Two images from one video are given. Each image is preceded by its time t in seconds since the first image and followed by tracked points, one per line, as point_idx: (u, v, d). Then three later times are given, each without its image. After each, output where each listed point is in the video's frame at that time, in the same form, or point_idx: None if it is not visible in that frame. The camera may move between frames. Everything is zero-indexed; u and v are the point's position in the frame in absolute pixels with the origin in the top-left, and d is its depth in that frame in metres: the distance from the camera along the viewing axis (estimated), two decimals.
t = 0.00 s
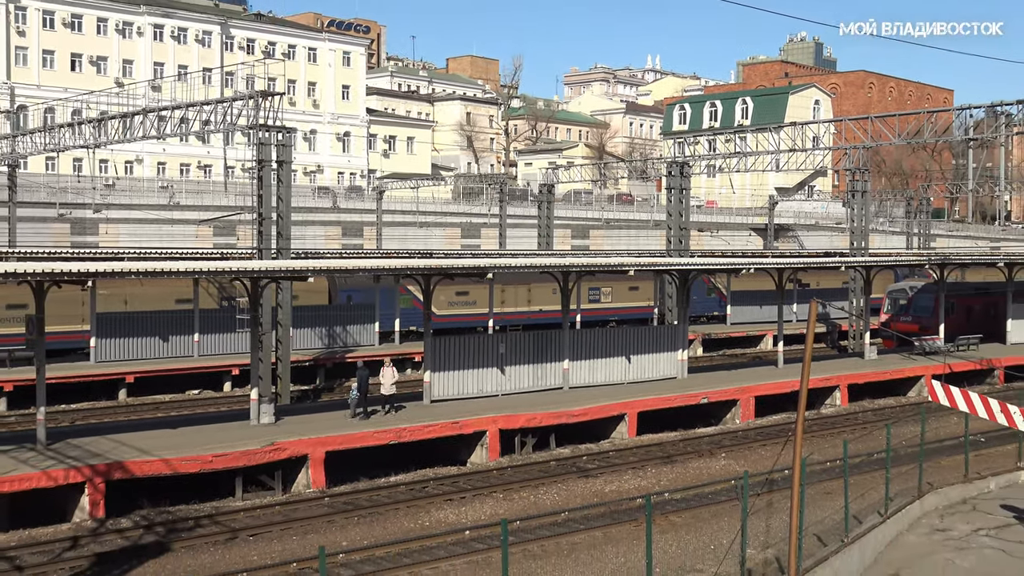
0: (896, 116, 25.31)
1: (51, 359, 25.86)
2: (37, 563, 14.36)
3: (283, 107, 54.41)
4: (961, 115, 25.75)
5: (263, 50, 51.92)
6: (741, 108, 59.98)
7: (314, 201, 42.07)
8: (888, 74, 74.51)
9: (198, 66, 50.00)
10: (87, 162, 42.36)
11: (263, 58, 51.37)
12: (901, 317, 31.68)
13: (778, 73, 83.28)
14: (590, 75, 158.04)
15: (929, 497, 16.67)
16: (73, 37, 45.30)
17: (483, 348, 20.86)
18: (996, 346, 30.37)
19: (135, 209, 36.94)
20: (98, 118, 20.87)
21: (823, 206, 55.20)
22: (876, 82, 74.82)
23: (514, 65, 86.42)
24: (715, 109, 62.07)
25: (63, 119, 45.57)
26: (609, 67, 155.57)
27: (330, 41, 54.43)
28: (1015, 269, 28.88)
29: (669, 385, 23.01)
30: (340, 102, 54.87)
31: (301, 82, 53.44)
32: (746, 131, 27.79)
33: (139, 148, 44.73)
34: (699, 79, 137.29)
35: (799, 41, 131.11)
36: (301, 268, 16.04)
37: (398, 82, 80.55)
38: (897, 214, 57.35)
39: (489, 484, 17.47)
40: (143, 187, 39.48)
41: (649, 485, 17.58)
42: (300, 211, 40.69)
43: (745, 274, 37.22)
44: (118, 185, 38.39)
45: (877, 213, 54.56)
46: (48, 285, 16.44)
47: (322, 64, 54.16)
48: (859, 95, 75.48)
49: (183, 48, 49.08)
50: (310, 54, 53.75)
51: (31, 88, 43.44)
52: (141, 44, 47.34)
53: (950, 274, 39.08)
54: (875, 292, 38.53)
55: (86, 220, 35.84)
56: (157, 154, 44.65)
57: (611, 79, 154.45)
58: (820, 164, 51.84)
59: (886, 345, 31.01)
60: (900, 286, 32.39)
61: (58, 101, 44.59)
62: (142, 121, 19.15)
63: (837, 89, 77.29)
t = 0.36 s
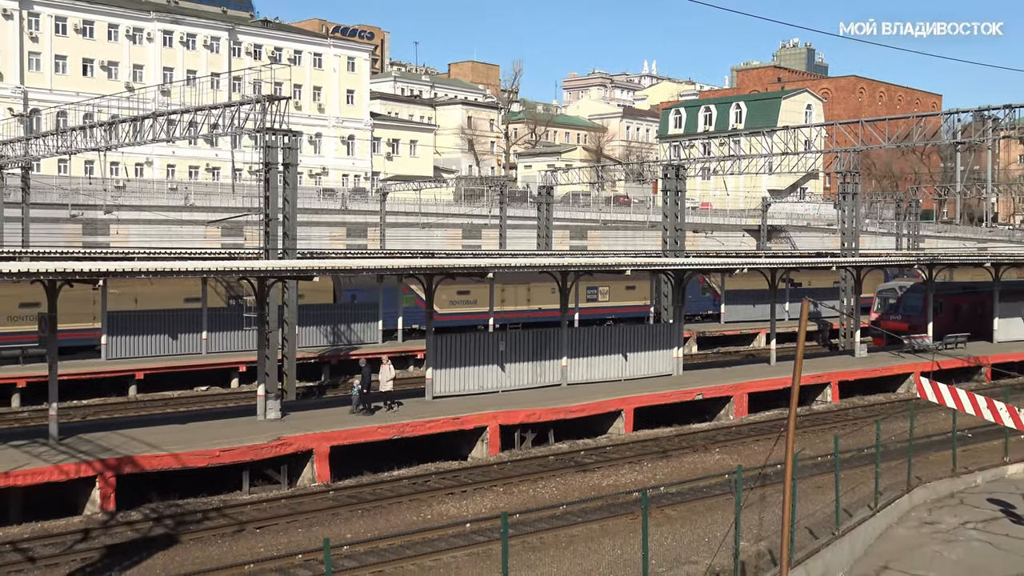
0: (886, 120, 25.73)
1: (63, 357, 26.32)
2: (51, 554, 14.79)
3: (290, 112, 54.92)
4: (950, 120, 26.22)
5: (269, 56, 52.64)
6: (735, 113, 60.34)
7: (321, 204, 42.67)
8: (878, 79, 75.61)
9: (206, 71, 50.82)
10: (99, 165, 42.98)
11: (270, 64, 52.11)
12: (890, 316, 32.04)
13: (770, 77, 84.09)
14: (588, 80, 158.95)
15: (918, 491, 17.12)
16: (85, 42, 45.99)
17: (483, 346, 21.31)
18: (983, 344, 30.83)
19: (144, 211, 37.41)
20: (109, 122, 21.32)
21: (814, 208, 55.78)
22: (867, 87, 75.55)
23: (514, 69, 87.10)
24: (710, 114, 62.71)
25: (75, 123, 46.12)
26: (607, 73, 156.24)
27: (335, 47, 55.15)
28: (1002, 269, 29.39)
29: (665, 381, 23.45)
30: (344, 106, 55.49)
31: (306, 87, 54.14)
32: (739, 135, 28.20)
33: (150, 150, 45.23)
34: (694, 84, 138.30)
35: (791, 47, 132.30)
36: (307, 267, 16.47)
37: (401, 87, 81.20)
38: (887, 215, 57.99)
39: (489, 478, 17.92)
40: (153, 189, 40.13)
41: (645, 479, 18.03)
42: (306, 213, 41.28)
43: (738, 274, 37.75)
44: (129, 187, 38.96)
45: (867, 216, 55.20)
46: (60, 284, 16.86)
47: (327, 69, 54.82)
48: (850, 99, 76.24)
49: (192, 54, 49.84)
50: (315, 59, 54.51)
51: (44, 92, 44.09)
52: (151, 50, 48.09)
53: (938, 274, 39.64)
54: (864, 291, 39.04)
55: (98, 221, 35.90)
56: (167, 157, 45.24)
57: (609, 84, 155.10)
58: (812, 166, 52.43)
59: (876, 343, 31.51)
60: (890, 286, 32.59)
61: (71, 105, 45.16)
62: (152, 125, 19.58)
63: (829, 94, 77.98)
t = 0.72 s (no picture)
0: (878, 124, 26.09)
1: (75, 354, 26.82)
2: (64, 546, 15.25)
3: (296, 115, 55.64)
4: (939, 124, 26.69)
5: (277, 60, 53.22)
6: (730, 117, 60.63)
7: (327, 206, 43.20)
8: (870, 84, 76.36)
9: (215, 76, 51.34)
10: (110, 167, 43.78)
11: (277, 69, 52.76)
12: (881, 315, 32.40)
13: (764, 82, 84.88)
14: (587, 85, 159.84)
15: (908, 486, 17.56)
16: (97, 47, 46.80)
17: (484, 344, 21.75)
18: (971, 343, 31.37)
19: (154, 211, 37.97)
20: (121, 125, 21.67)
21: (806, 210, 56.35)
22: (858, 92, 76.26)
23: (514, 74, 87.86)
24: (706, 118, 63.38)
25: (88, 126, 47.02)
26: (605, 78, 157.09)
27: (340, 52, 55.58)
28: (990, 268, 29.88)
29: (661, 379, 23.90)
30: (349, 109, 56.17)
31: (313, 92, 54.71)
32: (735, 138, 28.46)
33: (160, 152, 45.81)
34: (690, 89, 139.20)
35: (785, 52, 133.32)
36: (312, 267, 16.90)
37: (405, 91, 81.94)
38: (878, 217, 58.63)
39: (489, 472, 18.37)
40: (163, 191, 40.73)
41: (642, 474, 18.46)
42: (311, 215, 41.91)
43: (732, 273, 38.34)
44: (139, 189, 39.60)
45: (858, 217, 55.86)
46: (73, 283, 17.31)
47: (333, 74, 55.39)
48: (843, 104, 76.92)
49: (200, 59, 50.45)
50: (321, 65, 55.00)
51: (58, 96, 45.05)
52: (161, 55, 48.80)
53: (928, 274, 40.22)
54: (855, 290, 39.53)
55: (108, 222, 35.60)
56: (176, 159, 45.99)
57: (607, 88, 155.93)
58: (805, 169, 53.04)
59: (866, 342, 31.92)
60: (882, 286, 33.28)
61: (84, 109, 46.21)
62: (162, 128, 20.01)
63: (821, 99, 78.68)
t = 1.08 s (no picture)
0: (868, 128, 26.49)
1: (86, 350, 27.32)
2: (77, 537, 15.72)
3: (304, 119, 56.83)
4: (929, 129, 27.21)
5: (285, 65, 54.10)
6: (725, 122, 61.37)
7: (333, 207, 43.80)
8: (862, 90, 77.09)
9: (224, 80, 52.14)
10: (122, 168, 44.59)
11: (286, 73, 53.61)
12: (871, 314, 32.87)
13: (758, 87, 85.64)
14: (585, 91, 160.61)
15: (898, 481, 18.05)
16: (109, 52, 47.47)
17: (485, 342, 22.20)
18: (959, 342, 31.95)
19: (165, 212, 38.54)
20: (132, 127, 22.06)
21: (800, 212, 57.00)
22: (849, 98, 76.91)
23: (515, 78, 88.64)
24: (702, 122, 64.10)
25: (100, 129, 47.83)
26: (603, 83, 157.86)
27: (346, 57, 56.68)
28: (978, 269, 30.44)
29: (657, 376, 24.38)
30: (354, 113, 57.12)
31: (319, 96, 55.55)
32: (729, 142, 28.89)
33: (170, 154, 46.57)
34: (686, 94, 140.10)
35: (779, 58, 134.22)
36: (318, 266, 17.37)
37: (409, 96, 82.71)
38: (868, 219, 59.26)
39: (490, 467, 18.86)
40: (173, 192, 41.36)
41: (639, 469, 18.95)
42: (317, 215, 42.51)
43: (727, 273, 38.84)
44: (150, 190, 40.23)
45: (849, 219, 56.52)
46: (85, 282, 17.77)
47: (339, 79, 56.41)
48: (834, 110, 77.47)
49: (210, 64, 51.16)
50: (327, 69, 55.96)
51: (71, 100, 45.86)
52: (172, 60, 49.52)
53: (917, 275, 40.84)
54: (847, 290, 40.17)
55: (120, 222, 35.59)
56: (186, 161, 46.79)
57: (606, 93, 156.81)
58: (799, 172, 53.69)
59: (858, 340, 32.36)
60: (871, 286, 33.39)
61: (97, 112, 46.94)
62: (173, 131, 20.46)
63: (814, 104, 79.36)
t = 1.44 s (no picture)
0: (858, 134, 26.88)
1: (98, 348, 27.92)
2: (91, 529, 16.26)
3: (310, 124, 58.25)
4: (917, 133, 27.75)
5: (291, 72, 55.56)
6: (719, 126, 62.14)
7: (340, 209, 44.51)
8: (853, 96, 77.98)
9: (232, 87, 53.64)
10: (134, 172, 45.65)
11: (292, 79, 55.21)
12: (862, 313, 33.41)
13: (752, 93, 86.62)
14: (584, 96, 161.83)
15: (887, 475, 18.58)
16: (122, 59, 48.98)
17: (487, 340, 22.73)
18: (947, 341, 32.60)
19: (176, 214, 39.25)
20: (144, 132, 22.61)
21: (791, 214, 57.80)
22: (840, 104, 77.60)
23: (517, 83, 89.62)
24: (697, 127, 64.96)
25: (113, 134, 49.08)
26: (601, 89, 159.18)
27: (352, 64, 58.04)
28: (965, 270, 31.03)
29: (654, 373, 24.92)
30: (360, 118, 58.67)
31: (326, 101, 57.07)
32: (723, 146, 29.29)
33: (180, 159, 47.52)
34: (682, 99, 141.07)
35: (771, 65, 135.49)
36: (324, 267, 17.85)
37: (413, 101, 83.65)
38: (859, 220, 60.04)
39: (492, 461, 19.39)
40: (183, 195, 42.11)
41: (635, 463, 19.48)
42: (324, 216, 43.20)
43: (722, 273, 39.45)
44: (161, 193, 40.99)
45: (839, 221, 57.34)
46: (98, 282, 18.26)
47: (344, 85, 57.81)
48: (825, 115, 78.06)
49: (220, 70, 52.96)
50: (333, 76, 57.42)
51: (84, 105, 47.18)
52: (183, 67, 51.03)
53: (905, 275, 41.55)
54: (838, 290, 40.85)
55: (132, 224, 36.42)
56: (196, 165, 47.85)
57: (604, 99, 158.02)
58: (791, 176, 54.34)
59: (849, 339, 32.84)
60: (862, 286, 34.11)
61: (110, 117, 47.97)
62: (183, 135, 20.96)
63: (806, 109, 80.23)
